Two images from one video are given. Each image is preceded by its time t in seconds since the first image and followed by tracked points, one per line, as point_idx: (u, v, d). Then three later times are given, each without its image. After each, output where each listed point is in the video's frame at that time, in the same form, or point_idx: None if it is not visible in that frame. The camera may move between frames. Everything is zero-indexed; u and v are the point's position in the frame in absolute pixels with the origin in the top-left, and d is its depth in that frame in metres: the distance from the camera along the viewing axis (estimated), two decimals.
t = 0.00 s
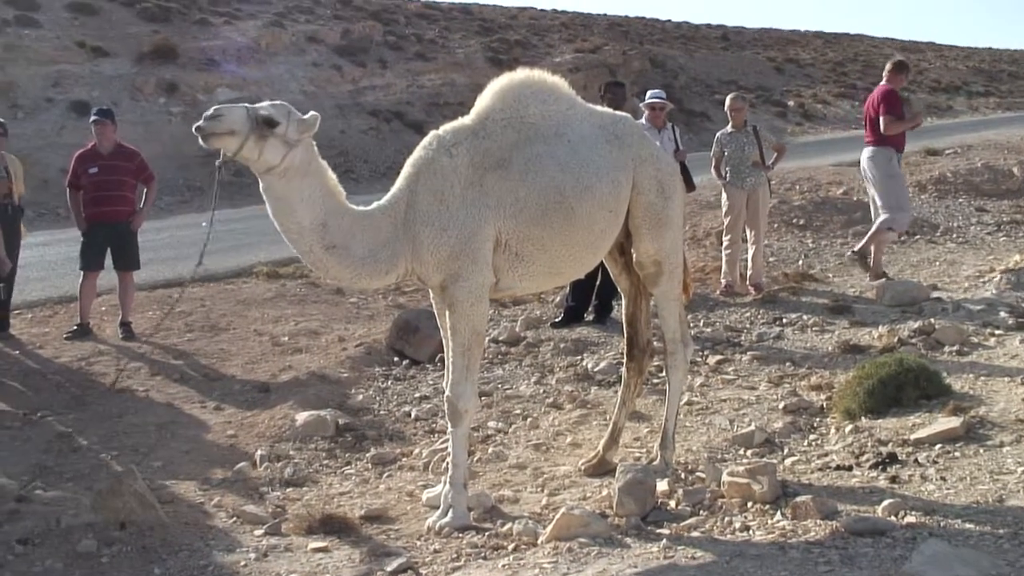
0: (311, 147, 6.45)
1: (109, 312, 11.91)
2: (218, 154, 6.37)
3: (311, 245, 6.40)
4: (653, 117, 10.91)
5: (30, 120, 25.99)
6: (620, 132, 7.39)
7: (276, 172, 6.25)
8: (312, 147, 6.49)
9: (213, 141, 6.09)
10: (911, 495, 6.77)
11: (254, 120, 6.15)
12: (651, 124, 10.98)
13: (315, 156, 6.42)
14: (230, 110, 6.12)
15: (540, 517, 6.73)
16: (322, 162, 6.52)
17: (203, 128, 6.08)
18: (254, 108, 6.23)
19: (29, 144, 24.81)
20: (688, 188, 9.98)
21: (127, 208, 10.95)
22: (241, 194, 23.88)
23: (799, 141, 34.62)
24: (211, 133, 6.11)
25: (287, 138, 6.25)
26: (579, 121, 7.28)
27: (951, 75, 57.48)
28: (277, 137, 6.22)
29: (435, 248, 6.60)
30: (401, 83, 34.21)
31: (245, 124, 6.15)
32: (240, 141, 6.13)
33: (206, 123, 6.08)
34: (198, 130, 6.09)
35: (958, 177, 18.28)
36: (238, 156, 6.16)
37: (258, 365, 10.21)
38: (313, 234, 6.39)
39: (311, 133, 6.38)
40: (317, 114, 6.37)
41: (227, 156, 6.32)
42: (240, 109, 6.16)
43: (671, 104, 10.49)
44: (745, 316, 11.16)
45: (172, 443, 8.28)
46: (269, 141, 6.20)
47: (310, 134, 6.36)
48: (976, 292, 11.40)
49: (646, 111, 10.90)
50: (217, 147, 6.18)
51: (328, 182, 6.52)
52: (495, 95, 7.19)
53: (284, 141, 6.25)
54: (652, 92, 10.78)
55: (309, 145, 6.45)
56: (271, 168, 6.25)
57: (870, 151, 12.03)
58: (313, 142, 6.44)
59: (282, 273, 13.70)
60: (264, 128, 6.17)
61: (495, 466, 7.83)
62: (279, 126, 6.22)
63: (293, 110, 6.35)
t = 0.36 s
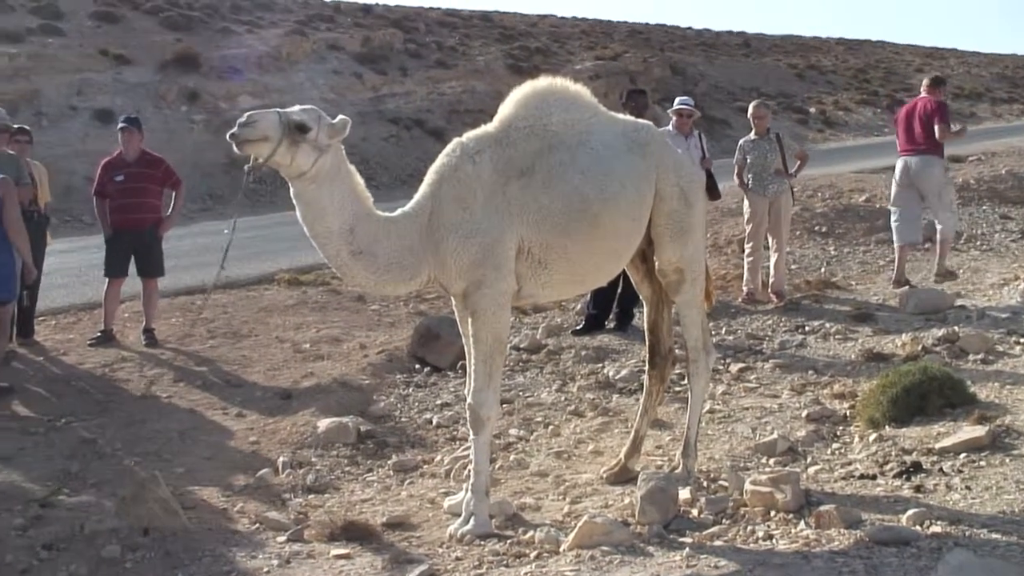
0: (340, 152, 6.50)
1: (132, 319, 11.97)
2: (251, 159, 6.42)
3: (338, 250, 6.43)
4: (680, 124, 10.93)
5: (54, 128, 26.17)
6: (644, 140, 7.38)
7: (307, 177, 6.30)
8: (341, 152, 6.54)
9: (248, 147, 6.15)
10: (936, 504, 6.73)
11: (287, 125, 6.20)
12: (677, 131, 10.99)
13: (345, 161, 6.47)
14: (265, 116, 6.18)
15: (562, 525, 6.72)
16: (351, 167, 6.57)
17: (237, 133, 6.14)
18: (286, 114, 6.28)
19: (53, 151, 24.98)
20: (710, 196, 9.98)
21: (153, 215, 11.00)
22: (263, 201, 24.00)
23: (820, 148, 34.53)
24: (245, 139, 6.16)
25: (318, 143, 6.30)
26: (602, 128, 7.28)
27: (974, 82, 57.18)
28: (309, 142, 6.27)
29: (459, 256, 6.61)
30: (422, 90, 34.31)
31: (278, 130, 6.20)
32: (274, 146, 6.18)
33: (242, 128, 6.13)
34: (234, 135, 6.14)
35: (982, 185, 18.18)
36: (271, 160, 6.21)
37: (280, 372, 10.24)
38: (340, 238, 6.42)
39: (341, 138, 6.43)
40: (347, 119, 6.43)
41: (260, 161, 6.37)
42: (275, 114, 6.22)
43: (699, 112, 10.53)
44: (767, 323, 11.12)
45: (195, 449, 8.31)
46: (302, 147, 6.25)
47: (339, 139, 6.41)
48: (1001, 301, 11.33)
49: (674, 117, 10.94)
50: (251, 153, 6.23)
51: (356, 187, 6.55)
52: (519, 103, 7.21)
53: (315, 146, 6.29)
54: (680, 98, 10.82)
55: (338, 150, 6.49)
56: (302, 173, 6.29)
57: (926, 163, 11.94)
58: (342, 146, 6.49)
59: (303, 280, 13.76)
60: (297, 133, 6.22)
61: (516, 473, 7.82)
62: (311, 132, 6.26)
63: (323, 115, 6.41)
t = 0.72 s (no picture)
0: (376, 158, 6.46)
1: (164, 325, 12.07)
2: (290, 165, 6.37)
3: (374, 256, 6.43)
4: (715, 129, 10.95)
5: (88, 135, 26.43)
6: (674, 146, 7.37)
7: (346, 185, 6.27)
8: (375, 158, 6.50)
9: (291, 156, 6.10)
10: (969, 513, 6.67)
11: (329, 133, 6.15)
12: (712, 137, 11.01)
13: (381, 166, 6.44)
14: (309, 125, 6.13)
15: (592, 532, 6.71)
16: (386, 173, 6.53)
17: (281, 140, 6.09)
18: (325, 120, 6.22)
19: (87, 158, 25.23)
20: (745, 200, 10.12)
21: (188, 222, 11.08)
22: (294, 208, 24.15)
23: (852, 154, 34.36)
24: (288, 146, 6.11)
25: (358, 149, 6.26)
26: (633, 135, 7.27)
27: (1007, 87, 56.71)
28: (348, 148, 6.22)
29: (491, 262, 6.62)
30: (452, 97, 34.41)
31: (320, 137, 6.14)
32: (316, 154, 6.13)
33: (285, 137, 6.08)
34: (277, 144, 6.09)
35: (1016, 191, 18.03)
36: (311, 168, 6.16)
37: (311, 378, 10.29)
38: (376, 245, 6.41)
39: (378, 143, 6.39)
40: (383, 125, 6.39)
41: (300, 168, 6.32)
42: (317, 122, 6.16)
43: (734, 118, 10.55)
44: (798, 330, 11.07)
45: (226, 454, 8.36)
46: (342, 154, 6.20)
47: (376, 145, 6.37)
48: None
49: (709, 122, 10.97)
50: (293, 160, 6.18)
51: (391, 194, 6.54)
52: (550, 110, 7.21)
53: (355, 153, 6.25)
54: (715, 103, 10.85)
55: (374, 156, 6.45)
56: (341, 180, 6.25)
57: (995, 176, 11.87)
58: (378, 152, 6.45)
59: (334, 287, 13.83)
60: (339, 141, 6.18)
61: (546, 480, 7.82)
62: (351, 139, 6.22)
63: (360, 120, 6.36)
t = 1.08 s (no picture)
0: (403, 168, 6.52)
1: (190, 334, 12.13)
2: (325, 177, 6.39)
3: (403, 264, 6.44)
4: (743, 135, 10.96)
5: (114, 144, 26.63)
6: (699, 153, 7.36)
7: (379, 194, 6.30)
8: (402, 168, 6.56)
9: (336, 167, 6.16)
10: (999, 519, 6.61)
11: (369, 142, 6.21)
12: (740, 142, 11.03)
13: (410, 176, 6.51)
14: (351, 135, 6.19)
15: (618, 539, 6.70)
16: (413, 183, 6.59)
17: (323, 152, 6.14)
18: (360, 131, 6.27)
19: (114, 168, 25.42)
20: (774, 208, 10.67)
21: (218, 232, 11.14)
22: (318, 216, 24.27)
23: (876, 158, 34.22)
24: (331, 157, 6.16)
25: (391, 158, 6.33)
26: (658, 142, 7.26)
27: None
28: (384, 158, 6.29)
29: (516, 269, 6.62)
30: (475, 104, 34.48)
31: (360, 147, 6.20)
32: (358, 163, 6.19)
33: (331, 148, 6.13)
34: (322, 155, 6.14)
35: None
36: (351, 178, 6.21)
37: (336, 385, 10.31)
38: (405, 252, 6.43)
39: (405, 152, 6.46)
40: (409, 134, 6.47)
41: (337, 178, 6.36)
42: (358, 132, 6.22)
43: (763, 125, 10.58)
44: (824, 335, 11.02)
45: (253, 461, 8.40)
46: (380, 163, 6.27)
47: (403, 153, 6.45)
48: None
49: (737, 128, 10.99)
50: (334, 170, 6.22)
51: (419, 202, 6.56)
52: (575, 116, 7.21)
53: (389, 162, 6.31)
54: (744, 109, 10.87)
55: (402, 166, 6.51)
56: (376, 190, 6.30)
57: None
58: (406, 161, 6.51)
59: (359, 295, 13.88)
60: (377, 151, 6.24)
61: (572, 486, 7.80)
62: (386, 148, 6.28)
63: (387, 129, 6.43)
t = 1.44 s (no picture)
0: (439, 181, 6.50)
1: (223, 338, 12.21)
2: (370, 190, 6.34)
3: (438, 271, 6.44)
4: (780, 140, 10.95)
5: (148, 149, 26.85)
6: (731, 158, 7.34)
7: (420, 203, 6.29)
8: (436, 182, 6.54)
9: (395, 176, 6.13)
10: None
11: (418, 151, 6.21)
12: (777, 148, 11.02)
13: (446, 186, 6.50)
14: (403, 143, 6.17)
15: (649, 545, 6.68)
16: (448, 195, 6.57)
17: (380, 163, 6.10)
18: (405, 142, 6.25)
19: (148, 173, 25.63)
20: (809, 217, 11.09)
21: (254, 239, 11.22)
22: (350, 220, 24.40)
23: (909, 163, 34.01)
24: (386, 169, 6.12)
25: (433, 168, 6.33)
26: (690, 147, 7.25)
27: None
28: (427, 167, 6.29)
29: (549, 275, 6.61)
30: (507, 109, 34.53)
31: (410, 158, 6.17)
32: (409, 174, 6.17)
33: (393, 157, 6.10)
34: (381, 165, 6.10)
35: None
36: (402, 189, 6.18)
37: (368, 390, 10.35)
38: (440, 259, 6.42)
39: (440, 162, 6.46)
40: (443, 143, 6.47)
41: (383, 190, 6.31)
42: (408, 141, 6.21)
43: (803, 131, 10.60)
44: (857, 342, 10.95)
45: (284, 465, 8.45)
46: (427, 172, 6.26)
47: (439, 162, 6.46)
48: None
49: (775, 133, 10.99)
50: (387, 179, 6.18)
51: (454, 209, 6.55)
52: (608, 121, 7.20)
53: (432, 171, 6.31)
54: (782, 116, 10.89)
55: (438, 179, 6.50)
56: (418, 200, 6.28)
57: None
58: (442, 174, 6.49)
59: (390, 299, 13.93)
60: (425, 160, 6.24)
61: (602, 492, 7.79)
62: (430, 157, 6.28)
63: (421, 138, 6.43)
